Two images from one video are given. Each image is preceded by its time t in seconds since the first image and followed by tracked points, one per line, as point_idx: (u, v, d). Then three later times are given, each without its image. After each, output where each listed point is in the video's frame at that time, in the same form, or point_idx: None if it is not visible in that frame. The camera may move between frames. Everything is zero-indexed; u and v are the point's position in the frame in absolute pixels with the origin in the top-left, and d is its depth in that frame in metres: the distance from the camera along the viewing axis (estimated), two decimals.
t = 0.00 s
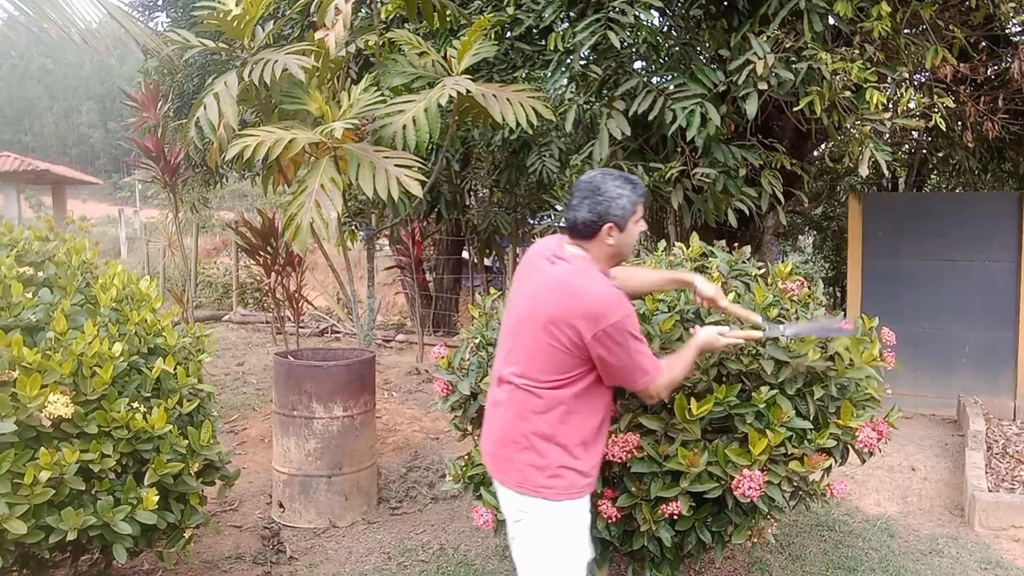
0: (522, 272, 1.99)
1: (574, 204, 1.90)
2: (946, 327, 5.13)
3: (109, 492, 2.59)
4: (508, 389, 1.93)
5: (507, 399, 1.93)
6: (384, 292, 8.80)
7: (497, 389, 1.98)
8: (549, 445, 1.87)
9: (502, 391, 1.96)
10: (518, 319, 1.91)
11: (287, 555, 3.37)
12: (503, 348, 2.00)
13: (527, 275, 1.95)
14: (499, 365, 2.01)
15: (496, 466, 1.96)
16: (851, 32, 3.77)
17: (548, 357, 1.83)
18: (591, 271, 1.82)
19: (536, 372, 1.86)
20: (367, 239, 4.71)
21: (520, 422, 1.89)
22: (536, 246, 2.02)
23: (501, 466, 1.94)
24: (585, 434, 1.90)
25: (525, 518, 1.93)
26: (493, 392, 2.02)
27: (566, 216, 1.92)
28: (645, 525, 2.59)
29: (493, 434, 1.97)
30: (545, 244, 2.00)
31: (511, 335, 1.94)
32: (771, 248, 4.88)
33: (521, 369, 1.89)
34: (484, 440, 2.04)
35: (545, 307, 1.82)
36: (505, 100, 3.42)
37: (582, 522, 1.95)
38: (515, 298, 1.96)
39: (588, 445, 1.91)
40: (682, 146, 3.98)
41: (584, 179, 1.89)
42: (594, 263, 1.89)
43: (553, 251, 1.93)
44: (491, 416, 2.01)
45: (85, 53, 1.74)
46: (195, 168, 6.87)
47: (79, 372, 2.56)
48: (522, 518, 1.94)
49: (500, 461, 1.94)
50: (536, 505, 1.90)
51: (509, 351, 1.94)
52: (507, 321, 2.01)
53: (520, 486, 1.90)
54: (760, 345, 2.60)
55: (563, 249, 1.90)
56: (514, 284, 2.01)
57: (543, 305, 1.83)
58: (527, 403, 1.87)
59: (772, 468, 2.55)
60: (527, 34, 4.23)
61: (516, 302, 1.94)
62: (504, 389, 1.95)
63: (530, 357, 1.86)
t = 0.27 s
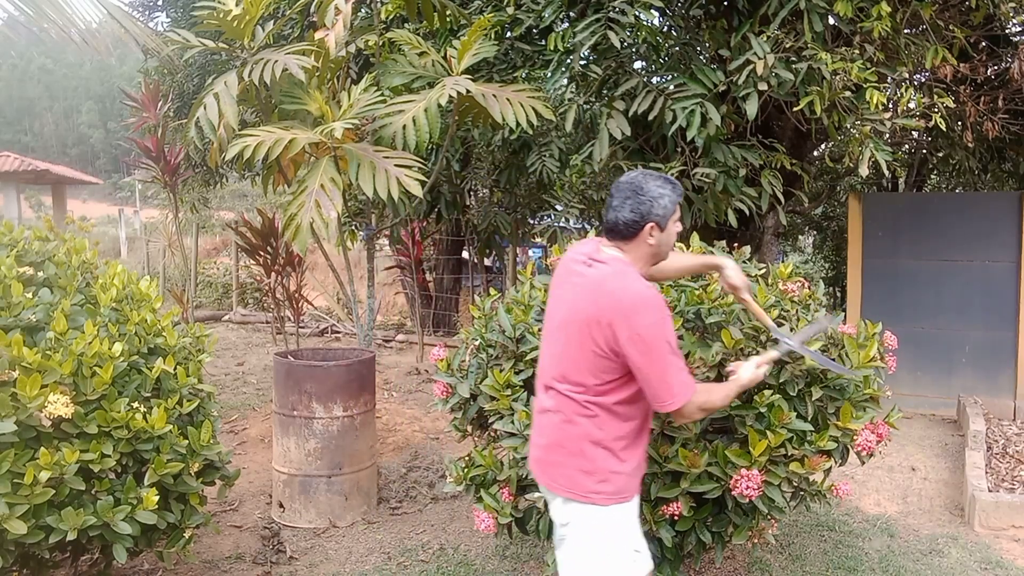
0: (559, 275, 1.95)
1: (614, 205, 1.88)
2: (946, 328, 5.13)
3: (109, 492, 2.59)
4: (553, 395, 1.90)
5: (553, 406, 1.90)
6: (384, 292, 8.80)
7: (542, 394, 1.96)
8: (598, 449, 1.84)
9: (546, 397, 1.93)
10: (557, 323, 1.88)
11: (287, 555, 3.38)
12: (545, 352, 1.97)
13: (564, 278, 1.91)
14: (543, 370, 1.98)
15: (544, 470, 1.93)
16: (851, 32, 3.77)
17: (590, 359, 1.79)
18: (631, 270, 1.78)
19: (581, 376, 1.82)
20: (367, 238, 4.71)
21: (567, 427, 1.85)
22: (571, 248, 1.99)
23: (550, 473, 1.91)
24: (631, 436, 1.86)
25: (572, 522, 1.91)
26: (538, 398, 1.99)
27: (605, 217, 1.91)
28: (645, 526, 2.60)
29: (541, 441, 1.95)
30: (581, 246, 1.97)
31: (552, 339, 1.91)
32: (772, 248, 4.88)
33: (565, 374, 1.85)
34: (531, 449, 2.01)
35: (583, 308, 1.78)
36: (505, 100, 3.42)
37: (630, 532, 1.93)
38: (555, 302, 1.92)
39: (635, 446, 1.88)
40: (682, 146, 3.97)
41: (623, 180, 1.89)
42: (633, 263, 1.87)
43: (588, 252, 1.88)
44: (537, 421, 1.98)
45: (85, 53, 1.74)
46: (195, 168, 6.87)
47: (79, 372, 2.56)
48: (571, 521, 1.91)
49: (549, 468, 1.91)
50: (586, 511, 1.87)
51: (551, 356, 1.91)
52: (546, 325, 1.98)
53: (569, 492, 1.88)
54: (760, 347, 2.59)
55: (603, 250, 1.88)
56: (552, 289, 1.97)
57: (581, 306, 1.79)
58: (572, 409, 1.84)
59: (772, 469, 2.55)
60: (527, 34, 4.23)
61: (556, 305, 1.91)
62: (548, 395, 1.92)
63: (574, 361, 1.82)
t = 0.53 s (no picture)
0: (603, 277, 1.97)
1: (657, 201, 1.86)
2: (946, 328, 5.13)
3: (109, 492, 2.59)
4: (603, 394, 1.90)
5: (603, 405, 1.89)
6: (384, 292, 8.80)
7: (591, 396, 1.96)
8: (650, 444, 1.83)
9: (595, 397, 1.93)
10: (604, 323, 1.89)
11: (287, 555, 3.38)
12: (592, 354, 1.97)
13: (609, 279, 1.92)
14: (591, 372, 1.98)
15: (601, 470, 1.91)
16: (851, 32, 3.77)
17: (638, 355, 1.79)
18: (676, 265, 1.78)
19: (630, 372, 1.82)
20: (367, 238, 4.71)
21: (619, 424, 1.85)
22: (613, 251, 2.00)
23: (605, 472, 1.90)
24: (685, 429, 1.85)
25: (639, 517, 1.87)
26: (587, 400, 1.99)
27: (648, 214, 1.89)
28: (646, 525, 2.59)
29: (593, 442, 1.94)
30: (622, 248, 1.97)
31: (598, 339, 1.92)
32: (772, 248, 4.88)
33: (614, 372, 1.86)
34: (583, 452, 2.01)
35: (630, 305, 1.79)
36: (505, 99, 3.42)
37: (704, 522, 1.89)
38: (600, 303, 1.94)
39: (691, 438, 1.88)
40: (682, 146, 3.97)
41: (663, 176, 1.87)
42: (679, 258, 1.85)
43: (631, 251, 1.90)
44: (587, 424, 1.98)
45: (85, 53, 1.74)
46: (195, 168, 6.87)
47: (79, 372, 2.56)
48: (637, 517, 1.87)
49: (606, 467, 1.89)
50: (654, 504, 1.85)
51: (599, 355, 1.91)
52: (592, 328, 1.99)
53: (627, 488, 1.86)
54: (759, 347, 2.60)
55: (647, 247, 1.87)
56: (596, 291, 1.99)
57: (628, 302, 1.80)
58: (623, 406, 1.84)
59: (772, 470, 2.55)
60: (527, 34, 4.23)
61: (601, 306, 1.92)
62: (597, 395, 1.92)
63: (622, 358, 1.82)
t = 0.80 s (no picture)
0: (646, 280, 1.94)
1: (708, 198, 1.85)
2: (946, 328, 5.13)
3: (109, 492, 2.59)
4: (657, 399, 1.86)
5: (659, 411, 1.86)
6: (384, 292, 8.80)
7: (641, 401, 1.92)
8: (712, 445, 1.81)
9: (647, 403, 1.89)
10: (656, 327, 1.85)
11: (287, 555, 3.38)
12: (640, 359, 1.93)
13: (655, 281, 1.89)
14: (638, 377, 1.94)
15: (657, 476, 1.88)
16: (851, 32, 3.77)
17: (700, 357, 1.78)
18: (733, 263, 1.78)
19: (691, 375, 1.80)
20: (367, 238, 4.70)
21: (678, 427, 1.82)
22: (653, 251, 1.98)
23: (664, 478, 1.87)
24: (737, 426, 1.86)
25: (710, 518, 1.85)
26: (634, 406, 1.95)
27: (697, 211, 1.88)
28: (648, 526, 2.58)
29: (646, 447, 1.90)
30: (665, 247, 1.95)
31: (650, 343, 1.88)
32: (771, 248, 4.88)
33: (672, 376, 1.82)
34: (631, 459, 1.96)
35: (690, 307, 1.77)
36: (505, 99, 3.42)
37: (760, 512, 1.93)
38: (647, 307, 1.90)
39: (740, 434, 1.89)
40: (682, 146, 3.97)
41: (711, 172, 1.86)
42: (729, 254, 1.86)
43: (677, 251, 1.88)
44: (636, 430, 1.93)
45: (86, 53, 1.74)
46: (195, 168, 6.87)
47: (79, 372, 2.56)
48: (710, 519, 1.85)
49: (664, 472, 1.86)
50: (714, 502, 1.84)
51: (651, 360, 1.87)
52: (636, 332, 1.95)
53: (690, 492, 1.84)
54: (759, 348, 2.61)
55: (699, 245, 1.86)
56: (640, 294, 1.95)
57: (687, 305, 1.77)
58: (683, 410, 1.82)
59: (772, 469, 2.60)
60: (527, 34, 4.23)
61: (649, 310, 1.89)
62: (650, 400, 1.88)
63: (681, 361, 1.80)
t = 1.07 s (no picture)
0: (709, 278, 1.95)
1: (773, 192, 1.87)
2: (946, 328, 5.13)
3: (109, 492, 2.59)
4: (734, 396, 1.89)
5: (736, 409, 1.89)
6: (384, 292, 8.81)
7: (711, 400, 1.93)
8: (783, 438, 1.89)
9: (720, 401, 1.91)
10: (733, 324, 1.87)
11: (287, 555, 3.38)
12: (707, 359, 1.94)
13: (724, 279, 1.91)
14: (706, 376, 1.95)
15: (728, 476, 1.91)
16: (851, 32, 3.77)
17: (783, 351, 1.84)
18: (805, 253, 1.85)
19: (769, 371, 1.86)
20: (367, 238, 4.71)
21: (755, 426, 1.87)
22: (707, 248, 2.00)
23: (738, 477, 1.89)
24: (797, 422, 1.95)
25: (763, 521, 1.91)
26: (699, 407, 1.96)
27: (764, 206, 1.89)
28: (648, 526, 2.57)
29: (717, 447, 1.92)
30: (721, 244, 1.97)
31: (723, 342, 1.90)
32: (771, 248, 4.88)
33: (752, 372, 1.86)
34: (696, 460, 1.96)
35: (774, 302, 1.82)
36: (505, 100, 3.41)
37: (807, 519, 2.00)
38: (716, 305, 1.91)
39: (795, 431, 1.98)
40: (682, 146, 3.98)
41: (771, 165, 1.88)
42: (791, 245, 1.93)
43: (742, 247, 1.91)
44: (704, 430, 1.94)
45: (86, 53, 1.74)
46: (195, 168, 6.86)
47: (79, 372, 2.56)
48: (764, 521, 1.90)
49: (736, 472, 1.89)
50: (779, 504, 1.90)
51: (727, 358, 1.90)
52: (700, 332, 1.96)
53: (757, 492, 1.88)
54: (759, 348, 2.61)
55: (766, 239, 1.90)
56: (703, 293, 1.96)
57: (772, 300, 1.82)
58: (763, 406, 1.87)
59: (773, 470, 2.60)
60: (527, 34, 4.23)
61: (720, 308, 1.90)
62: (725, 398, 1.91)
63: (764, 358, 1.85)
